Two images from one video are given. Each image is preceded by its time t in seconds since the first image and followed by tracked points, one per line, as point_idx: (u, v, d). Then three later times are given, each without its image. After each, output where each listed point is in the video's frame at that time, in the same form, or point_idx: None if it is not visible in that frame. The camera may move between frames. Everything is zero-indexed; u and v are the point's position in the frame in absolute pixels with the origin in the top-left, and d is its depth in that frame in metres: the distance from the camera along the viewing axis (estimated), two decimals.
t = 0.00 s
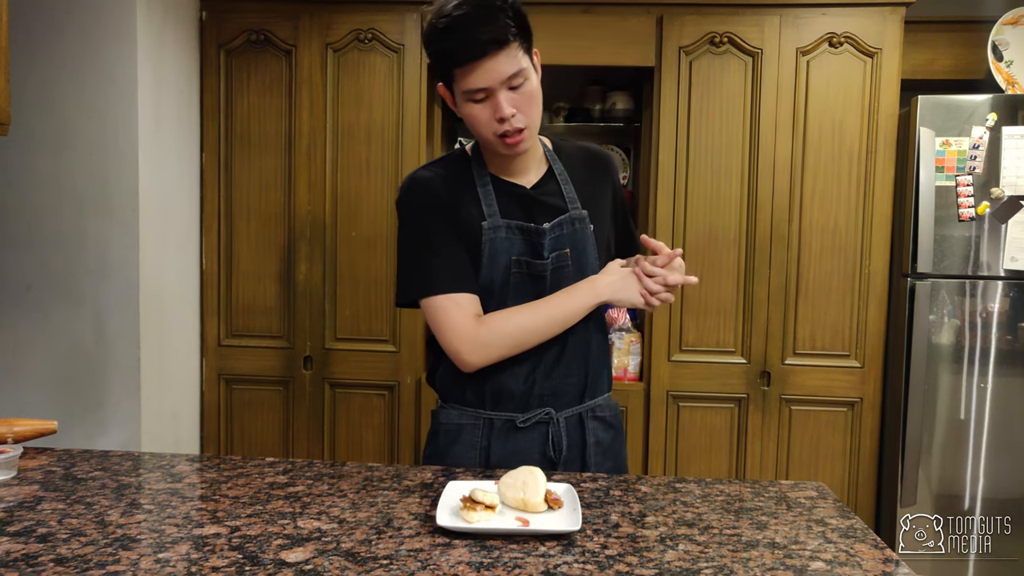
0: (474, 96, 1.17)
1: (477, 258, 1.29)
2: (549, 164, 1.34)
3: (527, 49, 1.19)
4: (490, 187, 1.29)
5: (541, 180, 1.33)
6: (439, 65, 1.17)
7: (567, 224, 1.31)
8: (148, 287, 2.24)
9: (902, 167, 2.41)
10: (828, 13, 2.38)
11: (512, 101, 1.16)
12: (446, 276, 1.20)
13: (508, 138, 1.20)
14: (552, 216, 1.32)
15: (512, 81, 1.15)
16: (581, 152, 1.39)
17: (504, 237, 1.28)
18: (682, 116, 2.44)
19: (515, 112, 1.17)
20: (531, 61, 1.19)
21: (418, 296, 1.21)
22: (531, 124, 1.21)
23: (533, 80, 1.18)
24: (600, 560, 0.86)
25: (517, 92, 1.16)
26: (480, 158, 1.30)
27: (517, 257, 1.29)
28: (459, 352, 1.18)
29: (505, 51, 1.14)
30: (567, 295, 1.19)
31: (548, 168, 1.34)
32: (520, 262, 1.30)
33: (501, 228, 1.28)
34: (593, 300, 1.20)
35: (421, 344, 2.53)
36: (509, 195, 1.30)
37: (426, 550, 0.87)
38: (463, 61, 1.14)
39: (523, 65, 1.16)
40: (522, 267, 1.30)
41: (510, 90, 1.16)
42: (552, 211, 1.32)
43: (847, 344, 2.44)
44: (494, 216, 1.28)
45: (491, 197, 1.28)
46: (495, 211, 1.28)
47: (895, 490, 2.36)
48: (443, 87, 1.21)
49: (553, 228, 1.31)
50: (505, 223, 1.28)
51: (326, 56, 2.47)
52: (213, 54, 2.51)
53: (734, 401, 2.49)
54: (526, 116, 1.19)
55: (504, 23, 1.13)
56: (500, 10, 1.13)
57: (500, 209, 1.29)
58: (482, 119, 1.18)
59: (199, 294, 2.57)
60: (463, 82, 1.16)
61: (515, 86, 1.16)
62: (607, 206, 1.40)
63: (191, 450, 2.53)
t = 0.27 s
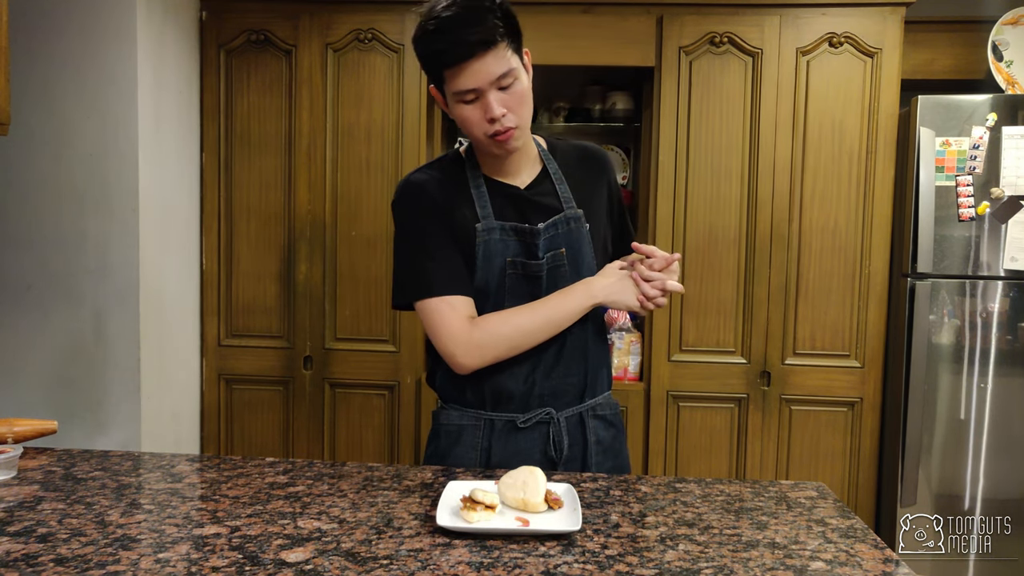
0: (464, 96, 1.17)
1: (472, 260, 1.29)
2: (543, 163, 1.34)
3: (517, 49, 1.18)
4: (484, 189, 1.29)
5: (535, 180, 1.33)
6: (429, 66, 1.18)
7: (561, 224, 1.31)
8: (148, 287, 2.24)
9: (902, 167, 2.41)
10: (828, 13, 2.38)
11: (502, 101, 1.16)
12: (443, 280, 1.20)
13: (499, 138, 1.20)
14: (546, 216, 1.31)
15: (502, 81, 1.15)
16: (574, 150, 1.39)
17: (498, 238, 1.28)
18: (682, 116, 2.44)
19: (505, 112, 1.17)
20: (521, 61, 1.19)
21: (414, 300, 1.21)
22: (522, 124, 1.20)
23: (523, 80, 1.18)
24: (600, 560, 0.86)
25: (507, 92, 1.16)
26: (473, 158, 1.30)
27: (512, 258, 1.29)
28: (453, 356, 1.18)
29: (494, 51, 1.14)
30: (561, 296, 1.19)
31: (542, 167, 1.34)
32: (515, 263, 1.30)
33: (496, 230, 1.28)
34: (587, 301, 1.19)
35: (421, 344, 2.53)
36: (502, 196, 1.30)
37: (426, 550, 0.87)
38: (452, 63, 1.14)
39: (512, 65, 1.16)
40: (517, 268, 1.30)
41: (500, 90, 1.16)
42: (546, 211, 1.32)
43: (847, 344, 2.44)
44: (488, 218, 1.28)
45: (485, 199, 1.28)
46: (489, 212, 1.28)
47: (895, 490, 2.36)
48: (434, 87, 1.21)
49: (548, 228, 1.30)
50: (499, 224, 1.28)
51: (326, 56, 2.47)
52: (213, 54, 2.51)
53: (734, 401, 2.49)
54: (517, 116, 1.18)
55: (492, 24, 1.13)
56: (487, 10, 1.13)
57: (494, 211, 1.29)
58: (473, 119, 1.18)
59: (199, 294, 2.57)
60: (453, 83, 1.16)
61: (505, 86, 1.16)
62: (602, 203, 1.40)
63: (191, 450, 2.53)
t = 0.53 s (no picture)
0: (474, 83, 1.17)
1: (468, 260, 1.29)
2: (541, 163, 1.34)
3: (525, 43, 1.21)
4: (480, 187, 1.29)
5: (533, 180, 1.32)
6: (439, 53, 1.19)
7: (558, 223, 1.31)
8: (148, 287, 2.24)
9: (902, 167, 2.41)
10: (828, 13, 2.38)
11: (513, 89, 1.17)
12: (442, 277, 1.20)
13: (506, 127, 1.19)
14: (543, 215, 1.31)
15: (512, 70, 1.17)
16: (569, 149, 1.39)
17: (494, 237, 1.28)
18: (682, 116, 2.44)
19: (515, 100, 1.17)
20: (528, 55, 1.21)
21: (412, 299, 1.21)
22: (529, 116, 1.20)
23: (531, 71, 1.20)
24: (600, 560, 0.86)
25: (516, 81, 1.17)
26: (472, 156, 1.30)
27: (508, 257, 1.29)
28: (451, 351, 1.18)
29: (506, 38, 1.16)
30: (560, 296, 1.19)
31: (540, 167, 1.33)
32: (511, 262, 1.30)
33: (491, 229, 1.28)
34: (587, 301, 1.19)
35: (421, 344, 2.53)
36: (499, 195, 1.30)
37: (426, 550, 0.87)
38: (465, 46, 1.15)
39: (522, 54, 1.17)
40: (513, 267, 1.30)
41: (510, 78, 1.17)
42: (543, 210, 1.32)
43: (847, 344, 2.44)
44: (483, 217, 1.28)
45: (481, 197, 1.28)
46: (485, 212, 1.28)
47: (895, 490, 2.36)
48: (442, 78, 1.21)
49: (544, 227, 1.30)
50: (495, 223, 1.28)
51: (326, 56, 2.48)
52: (213, 54, 2.51)
53: (734, 401, 2.49)
54: (525, 106, 1.19)
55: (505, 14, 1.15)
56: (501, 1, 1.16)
57: (490, 210, 1.29)
58: (481, 106, 1.18)
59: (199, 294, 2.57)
60: (463, 70, 1.17)
61: (515, 74, 1.17)
62: (599, 201, 1.40)
63: (191, 450, 2.53)
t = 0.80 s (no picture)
0: (476, 76, 1.17)
1: (467, 259, 1.29)
2: (539, 163, 1.34)
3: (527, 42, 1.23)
4: (479, 186, 1.29)
5: (531, 179, 1.32)
6: (441, 47, 1.20)
7: (557, 221, 1.31)
8: (149, 287, 2.24)
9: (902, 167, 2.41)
10: (828, 13, 2.38)
11: (514, 83, 1.17)
12: (442, 276, 1.20)
13: (508, 122, 1.18)
14: (542, 214, 1.32)
15: (514, 64, 1.18)
16: (567, 149, 1.40)
17: (493, 236, 1.29)
18: (682, 116, 2.44)
19: (517, 94, 1.17)
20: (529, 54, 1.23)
21: (413, 299, 1.21)
22: (530, 113, 1.20)
23: (532, 69, 1.21)
24: (600, 560, 0.86)
25: (519, 76, 1.18)
26: (470, 155, 1.30)
27: (507, 256, 1.30)
28: (453, 348, 1.18)
29: (509, 33, 1.17)
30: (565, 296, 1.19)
31: (538, 167, 1.34)
32: (510, 261, 1.30)
33: (490, 227, 1.28)
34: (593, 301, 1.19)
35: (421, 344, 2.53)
36: (498, 194, 1.30)
37: (426, 550, 0.87)
38: (470, 39, 1.16)
39: (524, 50, 1.19)
40: (512, 265, 1.30)
41: (512, 73, 1.18)
42: (542, 209, 1.32)
43: (847, 344, 2.44)
44: (482, 216, 1.28)
45: (480, 196, 1.29)
46: (484, 210, 1.28)
47: (895, 490, 2.36)
48: (445, 73, 1.22)
49: (543, 225, 1.31)
50: (494, 222, 1.29)
51: (327, 56, 2.48)
52: (213, 54, 2.51)
53: (734, 401, 2.49)
54: (527, 100, 1.19)
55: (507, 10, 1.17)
56: None
57: (489, 209, 1.29)
58: (482, 100, 1.18)
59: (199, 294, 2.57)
60: (465, 63, 1.18)
61: (518, 69, 1.18)
62: (597, 200, 1.40)
63: (191, 450, 2.53)
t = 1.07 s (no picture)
0: (478, 71, 1.18)
1: (468, 257, 1.29)
2: (540, 163, 1.35)
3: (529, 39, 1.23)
4: (479, 184, 1.29)
5: (532, 178, 1.33)
6: (443, 42, 1.20)
7: (558, 221, 1.32)
8: (149, 287, 2.24)
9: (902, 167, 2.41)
10: (828, 13, 2.38)
11: (517, 78, 1.18)
12: (442, 275, 1.20)
13: (510, 117, 1.18)
14: (543, 213, 1.32)
15: (516, 59, 1.18)
16: (568, 150, 1.41)
17: (494, 234, 1.28)
18: (682, 116, 2.44)
19: (520, 89, 1.17)
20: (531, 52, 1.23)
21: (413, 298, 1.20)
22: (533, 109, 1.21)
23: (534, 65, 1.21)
24: (600, 560, 0.86)
25: (521, 71, 1.18)
26: (472, 153, 1.30)
27: (508, 255, 1.29)
28: (455, 347, 1.17)
29: (511, 29, 1.18)
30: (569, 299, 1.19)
31: (539, 166, 1.34)
32: (511, 260, 1.30)
33: (491, 225, 1.28)
34: (597, 304, 1.19)
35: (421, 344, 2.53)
36: (499, 193, 1.30)
37: (426, 550, 0.87)
38: (472, 34, 1.17)
39: (526, 47, 1.19)
40: (514, 264, 1.30)
41: (514, 67, 1.18)
42: (543, 208, 1.32)
43: (847, 344, 2.44)
44: (483, 214, 1.28)
45: (481, 195, 1.29)
46: (485, 209, 1.28)
47: (895, 490, 2.36)
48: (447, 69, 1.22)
49: (544, 225, 1.31)
50: (495, 220, 1.29)
51: (327, 56, 2.48)
52: (213, 54, 2.51)
53: (734, 401, 2.49)
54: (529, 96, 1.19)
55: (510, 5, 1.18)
56: None
57: (490, 208, 1.29)
58: (485, 94, 1.18)
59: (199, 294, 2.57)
60: (467, 58, 1.18)
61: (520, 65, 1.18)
62: (597, 200, 1.40)
63: (191, 450, 2.53)
